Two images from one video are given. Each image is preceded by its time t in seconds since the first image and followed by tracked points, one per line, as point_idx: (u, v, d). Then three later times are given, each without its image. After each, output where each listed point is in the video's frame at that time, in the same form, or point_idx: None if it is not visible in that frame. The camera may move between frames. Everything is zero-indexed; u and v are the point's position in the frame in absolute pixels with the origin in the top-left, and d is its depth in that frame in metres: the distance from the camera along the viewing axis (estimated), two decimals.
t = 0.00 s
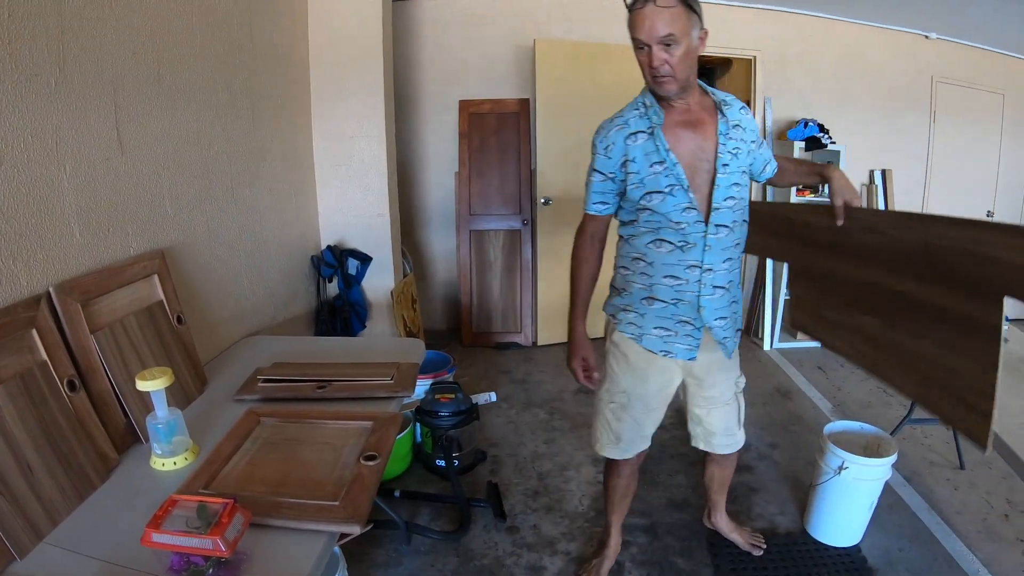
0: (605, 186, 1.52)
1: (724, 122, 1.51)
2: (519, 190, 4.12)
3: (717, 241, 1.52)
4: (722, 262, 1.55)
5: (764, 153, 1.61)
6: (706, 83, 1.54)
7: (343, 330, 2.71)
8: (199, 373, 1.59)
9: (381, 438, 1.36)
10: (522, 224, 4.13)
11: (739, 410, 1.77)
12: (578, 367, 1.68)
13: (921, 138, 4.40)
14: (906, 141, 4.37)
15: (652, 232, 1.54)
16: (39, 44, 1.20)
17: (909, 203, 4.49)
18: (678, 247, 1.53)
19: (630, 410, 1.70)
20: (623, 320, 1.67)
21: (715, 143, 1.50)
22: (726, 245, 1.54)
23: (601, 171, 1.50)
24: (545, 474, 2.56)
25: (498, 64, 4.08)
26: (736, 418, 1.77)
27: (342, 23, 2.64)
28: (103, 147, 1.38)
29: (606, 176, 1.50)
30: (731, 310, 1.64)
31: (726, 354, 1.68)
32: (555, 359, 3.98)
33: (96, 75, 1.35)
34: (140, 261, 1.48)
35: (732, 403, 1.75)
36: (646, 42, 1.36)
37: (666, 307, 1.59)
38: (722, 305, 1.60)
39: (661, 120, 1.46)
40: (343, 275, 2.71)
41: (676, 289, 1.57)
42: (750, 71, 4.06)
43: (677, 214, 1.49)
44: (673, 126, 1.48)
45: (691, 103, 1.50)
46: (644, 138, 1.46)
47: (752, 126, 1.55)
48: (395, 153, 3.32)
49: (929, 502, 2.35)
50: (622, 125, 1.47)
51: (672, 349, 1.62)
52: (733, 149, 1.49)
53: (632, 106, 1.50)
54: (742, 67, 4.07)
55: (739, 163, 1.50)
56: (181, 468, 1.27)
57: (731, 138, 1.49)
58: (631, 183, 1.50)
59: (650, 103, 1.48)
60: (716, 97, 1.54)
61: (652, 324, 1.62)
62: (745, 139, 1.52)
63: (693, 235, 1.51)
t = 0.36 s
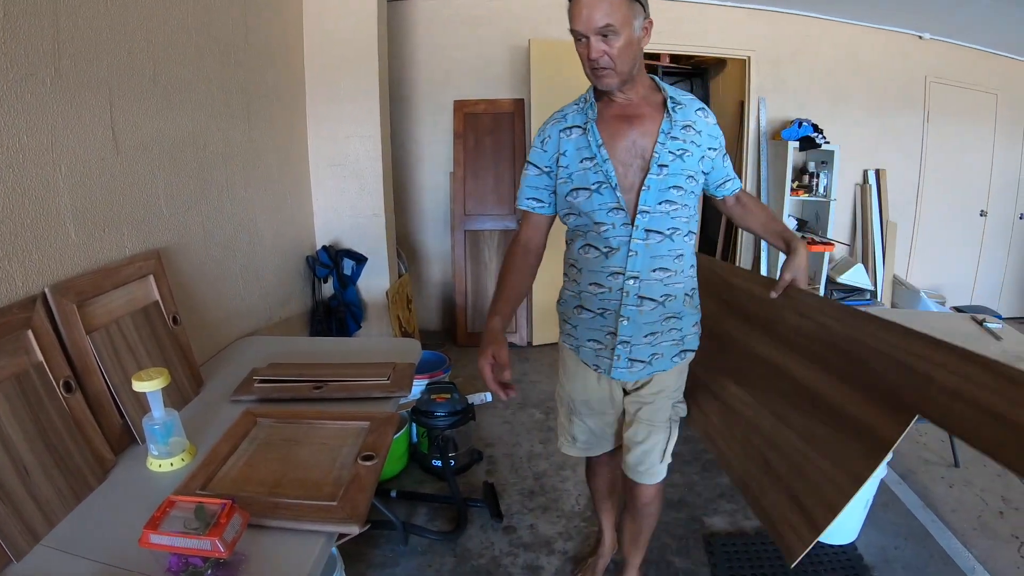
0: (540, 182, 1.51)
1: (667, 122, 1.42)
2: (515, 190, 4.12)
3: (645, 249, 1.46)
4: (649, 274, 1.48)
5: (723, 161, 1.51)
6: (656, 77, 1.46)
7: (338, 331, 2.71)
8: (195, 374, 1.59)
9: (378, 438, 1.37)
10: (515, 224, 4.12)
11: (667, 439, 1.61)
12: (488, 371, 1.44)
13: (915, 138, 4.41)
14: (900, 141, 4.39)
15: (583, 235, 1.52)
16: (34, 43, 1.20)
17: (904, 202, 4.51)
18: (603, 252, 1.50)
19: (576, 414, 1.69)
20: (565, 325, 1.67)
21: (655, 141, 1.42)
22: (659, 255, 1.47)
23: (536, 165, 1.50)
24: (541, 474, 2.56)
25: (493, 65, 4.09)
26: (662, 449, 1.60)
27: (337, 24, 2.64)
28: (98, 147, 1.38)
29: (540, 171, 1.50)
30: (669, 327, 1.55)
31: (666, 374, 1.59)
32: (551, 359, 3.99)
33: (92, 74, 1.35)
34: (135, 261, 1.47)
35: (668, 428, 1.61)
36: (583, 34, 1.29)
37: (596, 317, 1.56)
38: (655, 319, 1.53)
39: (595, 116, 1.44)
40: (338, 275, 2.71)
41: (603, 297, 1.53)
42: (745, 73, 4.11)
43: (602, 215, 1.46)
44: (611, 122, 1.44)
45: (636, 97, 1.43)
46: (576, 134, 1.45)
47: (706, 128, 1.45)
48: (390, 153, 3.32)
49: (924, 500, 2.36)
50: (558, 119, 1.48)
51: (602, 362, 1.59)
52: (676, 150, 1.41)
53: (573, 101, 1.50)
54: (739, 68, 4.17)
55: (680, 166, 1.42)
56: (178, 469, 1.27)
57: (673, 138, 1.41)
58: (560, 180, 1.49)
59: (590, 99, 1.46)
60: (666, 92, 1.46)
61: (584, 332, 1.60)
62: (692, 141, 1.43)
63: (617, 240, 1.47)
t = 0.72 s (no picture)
0: (505, 191, 1.39)
1: (651, 125, 1.31)
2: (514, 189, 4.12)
3: (607, 271, 1.31)
4: (611, 301, 1.33)
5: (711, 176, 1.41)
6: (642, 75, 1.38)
7: (338, 330, 2.71)
8: (196, 373, 1.60)
9: (380, 437, 1.37)
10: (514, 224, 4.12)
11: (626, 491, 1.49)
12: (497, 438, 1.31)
13: (915, 137, 4.42)
14: (899, 141, 4.40)
15: (544, 251, 1.40)
16: (35, 40, 1.20)
17: (903, 202, 4.52)
18: (561, 272, 1.37)
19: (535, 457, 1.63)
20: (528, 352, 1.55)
21: (633, 146, 1.31)
22: (623, 279, 1.32)
23: (503, 170, 1.38)
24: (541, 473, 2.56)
25: (493, 65, 4.09)
26: (626, 496, 1.49)
27: (337, 24, 2.64)
28: (99, 144, 1.38)
29: (507, 177, 1.38)
30: (636, 363, 1.39)
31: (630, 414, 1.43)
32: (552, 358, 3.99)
33: (93, 73, 1.35)
34: (136, 260, 1.48)
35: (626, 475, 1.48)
36: (547, 21, 1.18)
37: (556, 346, 1.44)
38: (619, 351, 1.37)
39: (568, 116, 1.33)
40: (339, 274, 2.72)
41: (562, 324, 1.40)
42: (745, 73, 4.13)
43: (565, 228, 1.34)
44: (585, 120, 1.34)
45: (618, 92, 1.35)
46: (546, 134, 1.34)
47: (694, 135, 1.35)
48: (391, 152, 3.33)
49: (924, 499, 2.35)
50: (528, 118, 1.37)
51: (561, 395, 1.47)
52: (658, 157, 1.30)
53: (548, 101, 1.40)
54: (740, 67, 4.19)
55: (660, 176, 1.30)
56: (180, 468, 1.28)
57: (654, 144, 1.30)
58: (526, 187, 1.37)
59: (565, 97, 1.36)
60: (652, 91, 1.36)
61: (546, 363, 1.48)
62: (674, 147, 1.32)
63: (578, 256, 1.34)
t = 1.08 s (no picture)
0: (460, 193, 1.13)
1: (632, 117, 1.10)
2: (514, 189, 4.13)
3: (594, 289, 1.13)
4: (602, 321, 1.16)
5: (697, 174, 1.17)
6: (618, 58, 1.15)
7: (339, 330, 2.71)
8: (198, 373, 1.60)
9: (382, 436, 1.38)
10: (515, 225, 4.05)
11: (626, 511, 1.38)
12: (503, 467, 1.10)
13: (915, 137, 4.42)
14: (899, 141, 4.40)
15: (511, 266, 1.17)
16: (37, 40, 1.20)
17: (903, 202, 4.52)
18: (537, 290, 1.16)
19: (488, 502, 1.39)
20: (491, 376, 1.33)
21: (614, 141, 1.10)
22: (612, 298, 1.14)
23: (457, 168, 1.12)
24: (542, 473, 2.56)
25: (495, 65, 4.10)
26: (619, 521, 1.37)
27: (338, 24, 2.64)
28: (101, 144, 1.38)
29: (463, 176, 1.12)
30: (625, 388, 1.24)
31: (615, 444, 1.29)
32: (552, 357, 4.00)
33: (95, 73, 1.36)
34: (138, 260, 1.48)
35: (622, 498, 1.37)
36: (569, 3, 0.97)
37: (530, 373, 1.23)
38: (606, 377, 1.21)
39: (535, 105, 1.10)
40: (340, 274, 2.72)
41: (540, 350, 1.20)
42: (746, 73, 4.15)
43: (539, 239, 1.12)
44: (556, 111, 1.11)
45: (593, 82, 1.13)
46: (512, 126, 1.09)
47: (677, 128, 1.13)
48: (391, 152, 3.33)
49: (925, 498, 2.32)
50: (487, 106, 1.11)
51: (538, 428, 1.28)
52: (641, 156, 1.09)
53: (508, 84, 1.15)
54: (740, 67, 4.22)
55: (644, 177, 1.10)
56: (183, 468, 1.28)
57: (638, 140, 1.09)
58: (487, 189, 1.12)
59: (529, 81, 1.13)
60: (633, 79, 1.14)
61: (517, 392, 1.27)
62: (659, 145, 1.10)
63: (558, 273, 1.13)
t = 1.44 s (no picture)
0: (399, 223, 0.77)
1: (552, 108, 0.93)
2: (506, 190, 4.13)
3: (565, 292, 0.92)
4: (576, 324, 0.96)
5: (610, 152, 1.01)
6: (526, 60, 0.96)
7: (331, 334, 2.71)
8: (190, 378, 1.60)
9: (375, 438, 1.38)
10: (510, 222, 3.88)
11: (600, 515, 1.23)
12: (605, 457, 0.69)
13: (904, 135, 4.44)
14: (889, 140, 4.41)
15: (462, 298, 0.87)
16: (27, 46, 1.20)
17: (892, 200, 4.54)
18: (506, 315, 0.89)
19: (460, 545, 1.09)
20: (436, 441, 1.02)
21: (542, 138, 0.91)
22: (580, 295, 0.95)
23: (389, 189, 0.77)
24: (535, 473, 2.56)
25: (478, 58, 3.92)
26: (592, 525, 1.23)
27: (328, 28, 2.65)
28: (91, 149, 1.38)
29: (400, 198, 0.78)
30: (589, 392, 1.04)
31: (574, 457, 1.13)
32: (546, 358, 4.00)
33: (84, 77, 1.35)
34: (128, 264, 1.48)
35: (594, 501, 1.22)
36: None
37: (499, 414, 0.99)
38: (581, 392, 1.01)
39: (461, 105, 0.83)
40: (330, 278, 2.71)
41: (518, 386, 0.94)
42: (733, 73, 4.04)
43: (502, 258, 0.85)
44: (483, 114, 0.86)
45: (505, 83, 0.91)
46: (442, 134, 0.80)
47: (585, 109, 0.97)
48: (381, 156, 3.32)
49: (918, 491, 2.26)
50: (404, 112, 0.80)
51: (517, 474, 1.04)
52: (566, 149, 0.91)
53: (412, 84, 0.85)
54: (728, 68, 4.18)
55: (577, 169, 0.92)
56: (175, 473, 1.28)
57: (564, 131, 0.92)
58: (427, 211, 0.80)
59: (439, 79, 0.84)
60: (536, 73, 0.96)
61: (484, 442, 1.01)
62: (580, 135, 0.94)
63: (527, 291, 0.88)
